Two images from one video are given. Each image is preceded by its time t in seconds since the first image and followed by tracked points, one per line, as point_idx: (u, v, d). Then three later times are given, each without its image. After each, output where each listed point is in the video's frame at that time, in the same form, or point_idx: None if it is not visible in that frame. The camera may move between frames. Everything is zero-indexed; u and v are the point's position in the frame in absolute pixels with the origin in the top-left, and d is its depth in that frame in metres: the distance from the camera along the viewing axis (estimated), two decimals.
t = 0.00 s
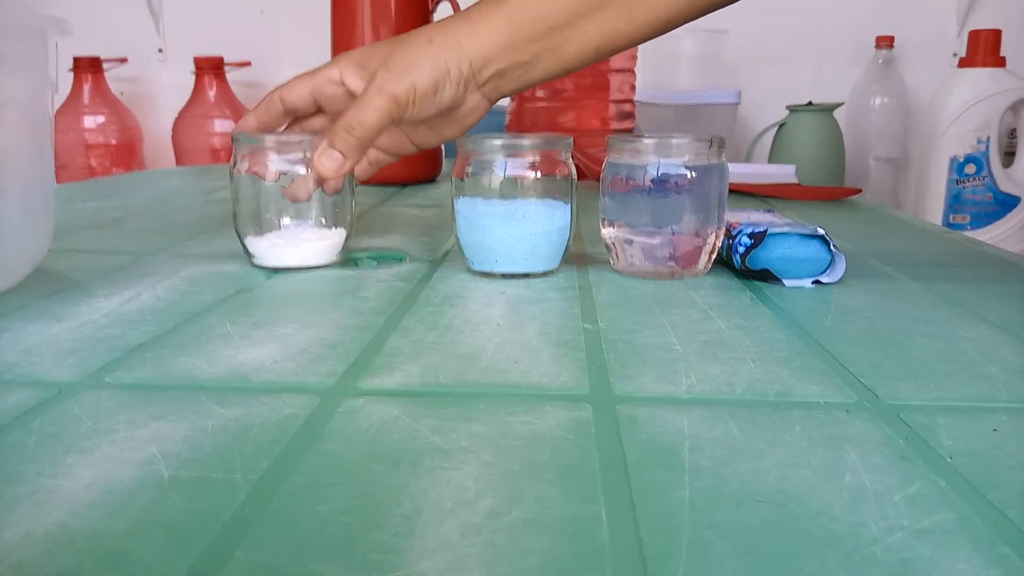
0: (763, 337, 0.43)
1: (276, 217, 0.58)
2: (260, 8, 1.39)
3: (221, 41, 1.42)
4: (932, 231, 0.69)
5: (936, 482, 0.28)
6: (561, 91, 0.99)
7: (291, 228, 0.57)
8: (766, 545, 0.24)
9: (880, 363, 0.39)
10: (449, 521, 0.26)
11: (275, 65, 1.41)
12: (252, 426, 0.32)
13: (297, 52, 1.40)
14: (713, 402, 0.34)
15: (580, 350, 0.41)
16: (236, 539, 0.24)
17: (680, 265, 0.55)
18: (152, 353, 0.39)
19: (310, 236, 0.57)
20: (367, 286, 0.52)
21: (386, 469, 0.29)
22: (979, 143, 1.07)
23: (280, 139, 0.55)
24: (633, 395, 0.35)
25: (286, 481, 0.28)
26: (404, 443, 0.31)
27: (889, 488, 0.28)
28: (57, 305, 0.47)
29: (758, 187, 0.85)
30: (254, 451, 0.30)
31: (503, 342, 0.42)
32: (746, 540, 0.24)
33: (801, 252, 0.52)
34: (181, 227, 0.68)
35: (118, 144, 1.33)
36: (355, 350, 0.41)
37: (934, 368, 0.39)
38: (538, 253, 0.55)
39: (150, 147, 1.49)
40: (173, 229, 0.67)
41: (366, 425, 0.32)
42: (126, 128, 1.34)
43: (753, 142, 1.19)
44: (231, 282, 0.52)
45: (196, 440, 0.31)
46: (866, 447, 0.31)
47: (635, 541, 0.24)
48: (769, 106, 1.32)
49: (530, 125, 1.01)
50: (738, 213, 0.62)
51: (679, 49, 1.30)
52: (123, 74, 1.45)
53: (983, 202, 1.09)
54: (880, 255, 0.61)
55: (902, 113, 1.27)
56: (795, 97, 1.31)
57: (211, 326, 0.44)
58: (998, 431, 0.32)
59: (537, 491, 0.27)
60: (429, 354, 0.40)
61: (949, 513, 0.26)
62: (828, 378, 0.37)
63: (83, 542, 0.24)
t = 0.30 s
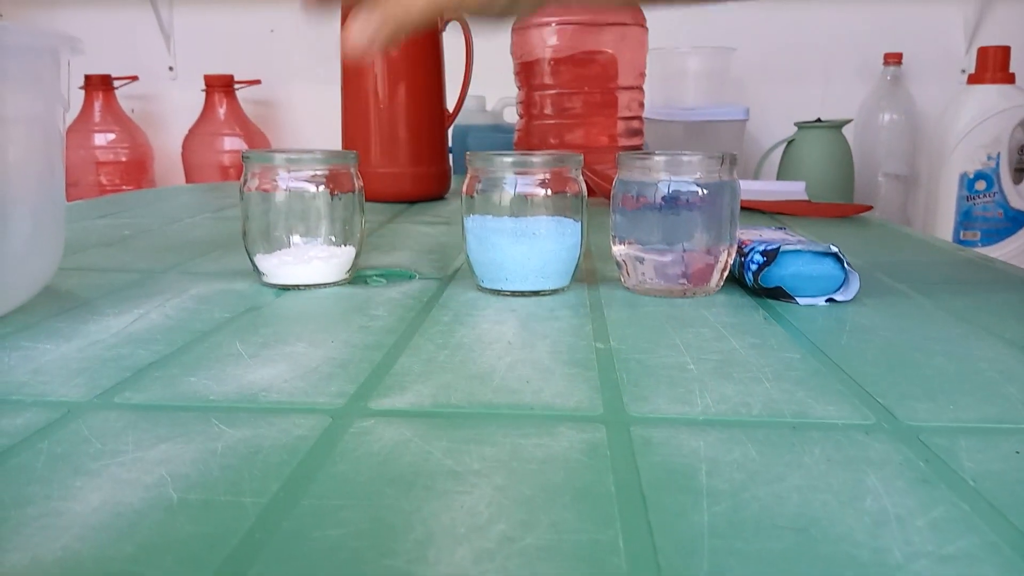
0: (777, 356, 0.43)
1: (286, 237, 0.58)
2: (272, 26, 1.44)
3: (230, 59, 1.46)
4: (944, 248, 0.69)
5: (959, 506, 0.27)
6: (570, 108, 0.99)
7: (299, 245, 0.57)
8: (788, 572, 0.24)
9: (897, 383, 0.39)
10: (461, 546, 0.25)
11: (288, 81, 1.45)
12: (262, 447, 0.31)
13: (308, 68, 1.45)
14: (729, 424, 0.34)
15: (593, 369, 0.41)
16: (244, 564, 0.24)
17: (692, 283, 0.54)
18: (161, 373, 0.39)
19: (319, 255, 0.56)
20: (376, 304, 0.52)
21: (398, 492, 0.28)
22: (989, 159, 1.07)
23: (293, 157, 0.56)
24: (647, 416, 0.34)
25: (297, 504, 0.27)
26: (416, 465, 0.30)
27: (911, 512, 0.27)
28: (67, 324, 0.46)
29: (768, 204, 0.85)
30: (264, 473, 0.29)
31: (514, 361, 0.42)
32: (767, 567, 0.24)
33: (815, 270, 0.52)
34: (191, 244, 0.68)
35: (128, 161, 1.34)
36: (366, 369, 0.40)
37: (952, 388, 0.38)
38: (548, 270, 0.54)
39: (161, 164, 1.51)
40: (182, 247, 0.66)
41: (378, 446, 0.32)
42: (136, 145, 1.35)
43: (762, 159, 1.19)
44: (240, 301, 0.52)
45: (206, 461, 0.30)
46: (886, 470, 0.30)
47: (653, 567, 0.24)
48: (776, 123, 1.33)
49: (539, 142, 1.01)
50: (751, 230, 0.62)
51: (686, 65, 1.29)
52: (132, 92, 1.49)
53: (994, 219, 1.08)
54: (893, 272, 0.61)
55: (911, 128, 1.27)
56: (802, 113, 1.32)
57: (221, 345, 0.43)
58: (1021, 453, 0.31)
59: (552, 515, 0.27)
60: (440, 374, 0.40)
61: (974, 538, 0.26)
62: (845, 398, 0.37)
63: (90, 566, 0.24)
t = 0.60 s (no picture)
0: (779, 379, 0.42)
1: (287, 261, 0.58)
2: (272, 48, 1.45)
3: (231, 83, 1.47)
4: (943, 269, 0.69)
5: (964, 531, 0.27)
6: (569, 130, 0.99)
7: (299, 270, 0.57)
8: None
9: (899, 406, 0.39)
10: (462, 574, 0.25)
11: (288, 102, 1.47)
12: (261, 472, 0.31)
13: (309, 88, 1.46)
14: (731, 448, 0.34)
15: (593, 392, 0.40)
16: None
17: (692, 305, 0.54)
18: (158, 397, 0.39)
19: (319, 278, 0.56)
20: (376, 326, 0.52)
21: (397, 518, 0.28)
22: (988, 180, 1.09)
23: (296, 180, 0.56)
24: (649, 440, 0.34)
25: (295, 530, 0.27)
26: (415, 490, 0.30)
27: (917, 538, 0.27)
28: (65, 347, 0.46)
29: (767, 226, 0.85)
30: (262, 499, 0.29)
31: (514, 384, 0.42)
32: None
33: (815, 292, 0.52)
34: (190, 266, 0.68)
35: (127, 183, 1.35)
36: (365, 393, 0.40)
37: (954, 411, 0.38)
38: (547, 292, 0.54)
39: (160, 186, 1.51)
40: (181, 269, 0.66)
41: (377, 471, 0.31)
42: (135, 167, 1.36)
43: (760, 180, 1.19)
44: (239, 323, 0.52)
45: (203, 487, 0.30)
46: (890, 495, 0.30)
47: None
48: (774, 145, 1.34)
49: (537, 164, 1.01)
50: (750, 252, 0.62)
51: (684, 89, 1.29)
52: (132, 114, 1.50)
53: (993, 240, 1.10)
54: (893, 294, 0.61)
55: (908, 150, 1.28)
56: (800, 136, 1.33)
57: (219, 368, 0.43)
58: None
59: (553, 541, 0.26)
60: (439, 398, 0.39)
61: (981, 564, 0.25)
62: (847, 422, 0.36)
63: None
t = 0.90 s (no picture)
0: (776, 401, 0.42)
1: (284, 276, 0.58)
2: (271, 63, 1.46)
3: (229, 97, 1.48)
4: (938, 290, 0.69)
5: (962, 557, 0.27)
6: (566, 148, 1.00)
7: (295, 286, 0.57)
8: None
9: (896, 428, 0.39)
10: None
11: (286, 117, 1.47)
12: (257, 494, 0.31)
13: (307, 103, 1.46)
14: (728, 471, 0.34)
15: (591, 413, 0.40)
16: None
17: (689, 324, 0.54)
18: (155, 416, 0.39)
19: (317, 295, 0.56)
20: (373, 344, 0.52)
21: (395, 541, 0.28)
22: (983, 199, 1.10)
23: (294, 197, 0.56)
24: (646, 463, 0.34)
25: (292, 554, 0.27)
26: (412, 513, 0.30)
27: (914, 564, 0.27)
28: (61, 364, 0.46)
29: (763, 244, 0.85)
30: (258, 522, 0.29)
31: (511, 404, 0.42)
32: None
33: (811, 312, 0.52)
34: (187, 281, 0.68)
35: (124, 197, 1.35)
36: (362, 413, 0.40)
37: (951, 434, 0.38)
38: (545, 311, 0.54)
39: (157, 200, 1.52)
40: (178, 285, 0.66)
41: (373, 494, 0.31)
42: (133, 180, 1.36)
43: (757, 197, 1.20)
44: (236, 340, 0.52)
45: (199, 508, 0.30)
46: (887, 520, 0.30)
47: None
48: (770, 162, 1.35)
49: (536, 180, 1.02)
50: (747, 272, 0.62)
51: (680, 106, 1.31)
52: (131, 127, 1.50)
53: (987, 259, 1.11)
54: (889, 314, 0.61)
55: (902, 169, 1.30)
56: (795, 154, 1.34)
57: (216, 387, 0.43)
58: (1023, 502, 0.31)
59: (551, 567, 0.26)
60: (437, 418, 0.39)
61: None
62: (844, 445, 0.37)
63: None
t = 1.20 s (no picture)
0: (776, 412, 0.42)
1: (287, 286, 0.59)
2: (272, 71, 1.46)
3: (230, 106, 1.48)
4: (938, 300, 0.69)
5: (963, 571, 0.27)
6: (566, 157, 1.00)
7: (298, 295, 0.58)
8: None
9: (897, 441, 0.39)
10: None
11: (286, 125, 1.47)
12: (256, 506, 0.31)
13: (308, 111, 1.47)
14: (729, 483, 0.34)
15: (591, 424, 0.40)
16: None
17: (689, 334, 0.55)
18: (155, 426, 0.39)
19: (316, 305, 0.56)
20: (373, 354, 0.52)
21: (395, 554, 0.28)
22: (982, 209, 1.11)
23: (295, 206, 0.56)
24: (647, 474, 0.34)
25: (292, 566, 0.27)
26: (412, 525, 0.30)
27: None
28: (61, 373, 0.46)
29: (763, 253, 0.85)
30: (258, 534, 0.29)
31: (512, 415, 0.42)
32: None
33: (812, 323, 0.52)
34: (187, 290, 0.68)
35: (125, 205, 1.35)
36: (362, 423, 0.40)
37: (952, 446, 0.38)
38: (545, 321, 0.54)
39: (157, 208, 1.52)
40: (179, 293, 0.66)
41: (374, 505, 0.31)
42: (134, 188, 1.36)
43: (757, 206, 1.20)
44: (237, 350, 0.52)
45: (199, 519, 0.30)
46: (888, 532, 0.30)
47: None
48: (770, 172, 1.35)
49: (535, 190, 1.02)
50: (747, 283, 0.62)
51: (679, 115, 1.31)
52: (132, 135, 1.50)
53: (987, 268, 1.12)
54: (889, 324, 0.61)
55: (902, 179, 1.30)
56: (794, 163, 1.34)
57: (216, 397, 0.43)
58: None
59: None
60: (437, 429, 0.39)
61: None
62: (844, 457, 0.36)
63: None
